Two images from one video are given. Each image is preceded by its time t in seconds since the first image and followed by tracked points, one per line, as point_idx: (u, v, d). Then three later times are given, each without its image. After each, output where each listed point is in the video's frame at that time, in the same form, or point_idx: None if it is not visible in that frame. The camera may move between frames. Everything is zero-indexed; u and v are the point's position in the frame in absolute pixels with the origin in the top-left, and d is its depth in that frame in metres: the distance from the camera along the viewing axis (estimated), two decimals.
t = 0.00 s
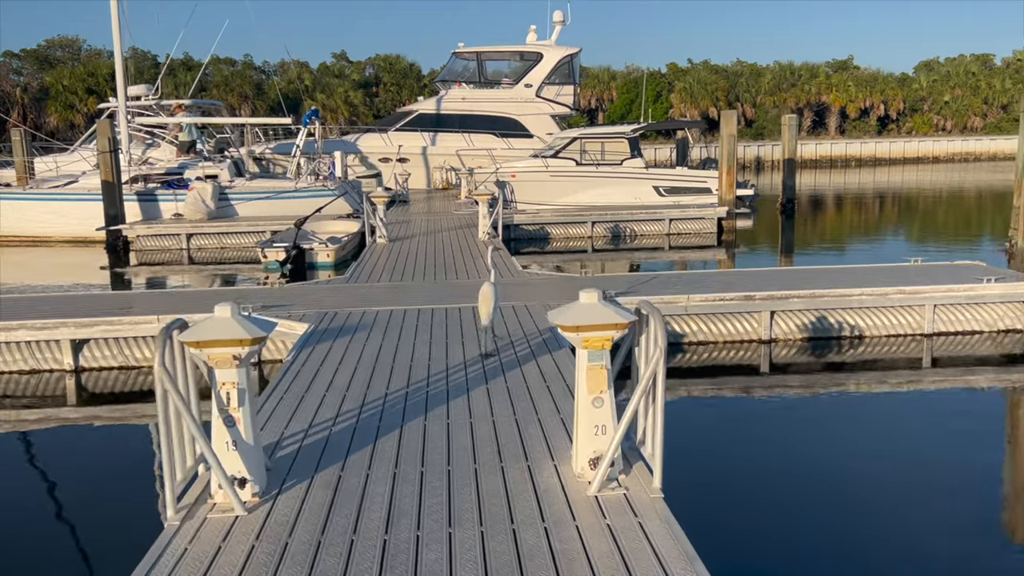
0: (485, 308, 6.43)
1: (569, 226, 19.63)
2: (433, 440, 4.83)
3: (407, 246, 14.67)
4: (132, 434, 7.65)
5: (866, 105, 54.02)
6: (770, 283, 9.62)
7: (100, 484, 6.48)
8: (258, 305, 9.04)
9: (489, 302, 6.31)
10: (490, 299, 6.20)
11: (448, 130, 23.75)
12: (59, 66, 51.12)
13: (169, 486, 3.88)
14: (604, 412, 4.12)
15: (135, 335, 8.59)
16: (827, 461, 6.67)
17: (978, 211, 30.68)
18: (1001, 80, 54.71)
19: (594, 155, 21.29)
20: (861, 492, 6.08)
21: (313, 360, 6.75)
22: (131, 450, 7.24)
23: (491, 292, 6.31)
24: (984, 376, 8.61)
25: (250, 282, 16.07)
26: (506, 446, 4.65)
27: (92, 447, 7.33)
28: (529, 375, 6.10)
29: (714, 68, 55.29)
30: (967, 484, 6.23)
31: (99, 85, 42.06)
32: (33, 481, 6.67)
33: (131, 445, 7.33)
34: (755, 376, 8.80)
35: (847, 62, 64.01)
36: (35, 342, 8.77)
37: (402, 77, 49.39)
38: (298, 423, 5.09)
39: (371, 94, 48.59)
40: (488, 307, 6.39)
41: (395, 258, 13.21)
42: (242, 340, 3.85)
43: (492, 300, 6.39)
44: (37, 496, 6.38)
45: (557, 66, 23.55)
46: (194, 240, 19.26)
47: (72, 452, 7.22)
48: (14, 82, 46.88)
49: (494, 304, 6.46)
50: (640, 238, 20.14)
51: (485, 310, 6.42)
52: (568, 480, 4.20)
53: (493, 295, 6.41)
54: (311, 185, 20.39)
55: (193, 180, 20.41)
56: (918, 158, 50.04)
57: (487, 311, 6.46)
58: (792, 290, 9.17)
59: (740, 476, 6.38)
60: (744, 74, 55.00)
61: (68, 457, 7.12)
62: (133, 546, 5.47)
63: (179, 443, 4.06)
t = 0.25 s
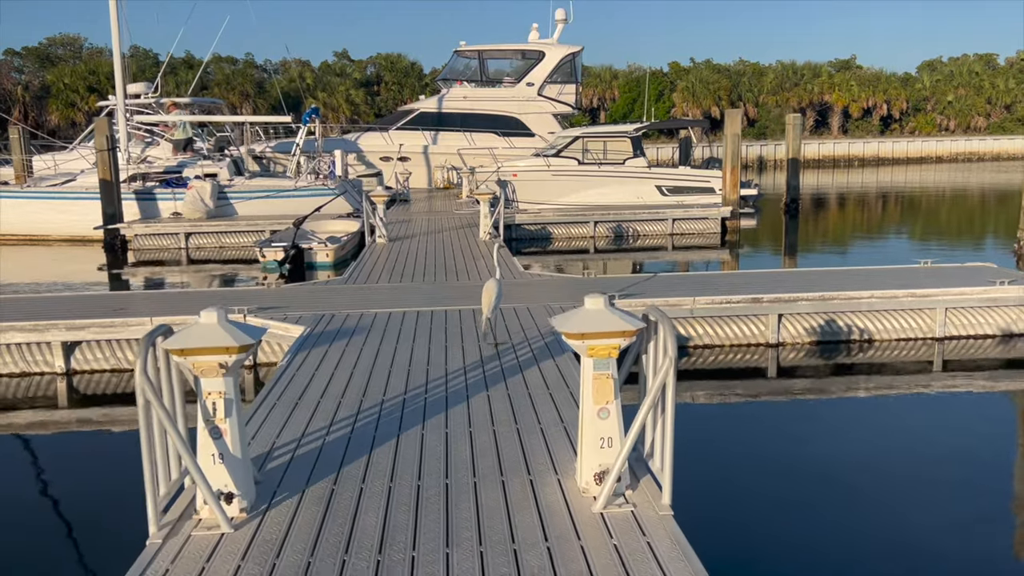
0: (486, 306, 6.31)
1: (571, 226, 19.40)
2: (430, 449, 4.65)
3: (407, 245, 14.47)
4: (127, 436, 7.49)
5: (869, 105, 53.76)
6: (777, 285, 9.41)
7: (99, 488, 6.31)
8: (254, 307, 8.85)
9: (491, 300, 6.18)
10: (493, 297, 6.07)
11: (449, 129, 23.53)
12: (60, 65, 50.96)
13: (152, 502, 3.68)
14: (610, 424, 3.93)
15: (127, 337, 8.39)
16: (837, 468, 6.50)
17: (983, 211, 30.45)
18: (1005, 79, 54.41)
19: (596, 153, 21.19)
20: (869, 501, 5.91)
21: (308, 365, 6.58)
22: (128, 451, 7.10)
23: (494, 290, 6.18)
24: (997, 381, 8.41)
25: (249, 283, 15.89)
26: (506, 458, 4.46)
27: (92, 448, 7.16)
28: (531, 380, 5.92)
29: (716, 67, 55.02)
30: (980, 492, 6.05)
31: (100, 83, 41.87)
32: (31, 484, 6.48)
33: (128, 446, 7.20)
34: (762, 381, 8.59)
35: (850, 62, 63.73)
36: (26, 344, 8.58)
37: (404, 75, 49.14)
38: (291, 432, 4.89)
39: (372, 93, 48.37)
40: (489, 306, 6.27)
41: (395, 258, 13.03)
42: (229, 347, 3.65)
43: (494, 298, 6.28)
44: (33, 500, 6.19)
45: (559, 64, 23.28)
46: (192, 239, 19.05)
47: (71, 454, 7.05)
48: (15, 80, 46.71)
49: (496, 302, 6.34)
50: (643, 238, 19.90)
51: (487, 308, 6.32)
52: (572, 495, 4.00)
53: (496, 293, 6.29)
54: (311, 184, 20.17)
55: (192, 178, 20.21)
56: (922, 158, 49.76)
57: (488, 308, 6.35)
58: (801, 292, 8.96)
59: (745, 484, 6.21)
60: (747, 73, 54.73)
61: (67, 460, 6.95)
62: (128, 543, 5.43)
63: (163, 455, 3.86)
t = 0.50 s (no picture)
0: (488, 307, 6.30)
1: (573, 226, 19.25)
2: (429, 459, 4.52)
3: (408, 246, 14.30)
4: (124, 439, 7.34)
5: (872, 105, 53.51)
6: (785, 288, 9.22)
7: (98, 491, 6.19)
8: (251, 308, 8.69)
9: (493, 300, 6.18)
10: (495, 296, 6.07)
11: (451, 128, 23.37)
12: (62, 63, 50.80)
13: (137, 520, 3.51)
14: (617, 436, 3.76)
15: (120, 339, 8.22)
16: (843, 475, 6.37)
17: (986, 212, 30.28)
18: (1008, 80, 54.19)
19: (599, 153, 21.01)
20: (877, 510, 5.77)
21: (305, 368, 6.45)
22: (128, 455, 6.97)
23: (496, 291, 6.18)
24: (1010, 387, 8.22)
25: (248, 283, 15.74)
26: (508, 470, 4.30)
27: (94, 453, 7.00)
28: (533, 385, 5.78)
29: (719, 67, 54.81)
30: (991, 501, 5.91)
31: (102, 82, 41.73)
32: (29, 484, 6.36)
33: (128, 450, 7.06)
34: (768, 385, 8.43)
35: (853, 62, 63.47)
36: (18, 346, 8.42)
37: (406, 74, 48.94)
38: (285, 442, 4.73)
39: (374, 92, 48.17)
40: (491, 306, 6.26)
41: (397, 258, 12.89)
42: (218, 357, 3.49)
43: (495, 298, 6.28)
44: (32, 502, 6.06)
45: (561, 63, 23.07)
46: (191, 238, 18.86)
47: (69, 458, 6.91)
48: (16, 78, 46.55)
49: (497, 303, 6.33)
50: (645, 239, 19.69)
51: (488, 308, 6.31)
52: (577, 511, 3.83)
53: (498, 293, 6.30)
54: (311, 183, 19.98)
55: (191, 177, 20.04)
56: (925, 158, 49.51)
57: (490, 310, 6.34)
58: (808, 295, 8.79)
59: (748, 490, 6.08)
60: (750, 73, 54.51)
61: (68, 463, 6.80)
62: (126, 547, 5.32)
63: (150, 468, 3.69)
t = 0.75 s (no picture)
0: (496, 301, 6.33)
1: (577, 225, 19.11)
2: (432, 467, 4.32)
3: (411, 243, 14.07)
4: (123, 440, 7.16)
5: (877, 103, 53.14)
6: (796, 288, 9.00)
7: (98, 491, 6.03)
8: (249, 307, 8.48)
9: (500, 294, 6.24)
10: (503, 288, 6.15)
11: (453, 125, 23.14)
12: (63, 59, 50.56)
13: (121, 535, 3.30)
14: (632, 447, 3.55)
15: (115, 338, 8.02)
16: (858, 477, 6.18)
17: (992, 211, 30.03)
18: (1014, 78, 53.83)
19: (603, 150, 20.53)
20: (893, 514, 5.57)
21: (304, 368, 6.27)
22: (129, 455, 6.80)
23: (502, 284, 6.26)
24: None
25: (248, 280, 15.56)
26: (515, 481, 4.08)
27: (91, 455, 6.78)
28: (539, 388, 5.58)
29: (723, 65, 54.47)
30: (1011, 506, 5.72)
31: (103, 77, 41.51)
32: (27, 484, 6.18)
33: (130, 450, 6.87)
34: (778, 387, 8.22)
35: (858, 59, 63.09)
36: (9, 345, 8.21)
37: (408, 70, 48.64)
38: (281, 449, 4.52)
39: (377, 88, 47.94)
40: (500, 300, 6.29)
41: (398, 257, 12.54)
42: (207, 362, 3.29)
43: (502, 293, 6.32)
44: (25, 506, 5.85)
45: (565, 59, 22.81)
46: (191, 235, 18.64)
47: (68, 458, 6.74)
48: (17, 73, 46.32)
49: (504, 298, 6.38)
50: (650, 237, 19.41)
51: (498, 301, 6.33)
52: (589, 526, 3.62)
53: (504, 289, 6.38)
54: (312, 179, 19.76)
55: (191, 173, 19.83)
56: (930, 157, 49.17)
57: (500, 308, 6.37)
58: (821, 296, 8.55)
59: (759, 492, 5.90)
60: (754, 70, 54.22)
61: (67, 463, 6.62)
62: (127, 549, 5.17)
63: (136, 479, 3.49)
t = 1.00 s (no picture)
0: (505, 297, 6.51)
1: (580, 224, 18.92)
2: (432, 479, 4.15)
3: (411, 243, 13.86)
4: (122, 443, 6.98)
5: (879, 103, 52.93)
6: (805, 291, 8.80)
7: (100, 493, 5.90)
8: (247, 309, 8.28)
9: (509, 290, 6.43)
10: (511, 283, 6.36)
11: (454, 123, 22.93)
12: (63, 56, 50.34)
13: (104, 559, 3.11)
14: (648, 467, 3.36)
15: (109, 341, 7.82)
16: (866, 478, 6.03)
17: (995, 211, 29.84)
18: (1016, 78, 53.62)
19: (605, 149, 20.44)
20: (905, 518, 5.40)
21: (301, 373, 6.11)
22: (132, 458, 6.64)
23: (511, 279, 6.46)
24: None
25: (247, 280, 15.38)
26: (522, 499, 3.89)
27: (85, 457, 6.59)
28: (544, 396, 5.40)
29: (725, 64, 54.24)
30: None
31: (103, 74, 41.29)
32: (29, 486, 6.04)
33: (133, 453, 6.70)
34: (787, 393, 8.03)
35: (859, 59, 62.87)
36: None
37: (409, 68, 48.40)
38: (277, 463, 4.33)
39: (377, 86, 47.68)
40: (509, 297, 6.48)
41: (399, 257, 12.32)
42: (197, 375, 3.09)
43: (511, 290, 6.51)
44: (16, 509, 5.68)
45: (567, 57, 22.64)
46: (189, 233, 18.43)
47: (69, 461, 6.58)
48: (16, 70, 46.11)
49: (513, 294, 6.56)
50: (653, 237, 19.20)
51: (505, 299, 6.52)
52: (602, 550, 3.42)
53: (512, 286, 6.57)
54: (312, 177, 19.54)
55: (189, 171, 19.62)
56: (932, 156, 48.95)
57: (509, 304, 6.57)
58: (831, 300, 8.36)
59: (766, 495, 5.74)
60: (756, 69, 53.99)
61: (69, 466, 6.47)
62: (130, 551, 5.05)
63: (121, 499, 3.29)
